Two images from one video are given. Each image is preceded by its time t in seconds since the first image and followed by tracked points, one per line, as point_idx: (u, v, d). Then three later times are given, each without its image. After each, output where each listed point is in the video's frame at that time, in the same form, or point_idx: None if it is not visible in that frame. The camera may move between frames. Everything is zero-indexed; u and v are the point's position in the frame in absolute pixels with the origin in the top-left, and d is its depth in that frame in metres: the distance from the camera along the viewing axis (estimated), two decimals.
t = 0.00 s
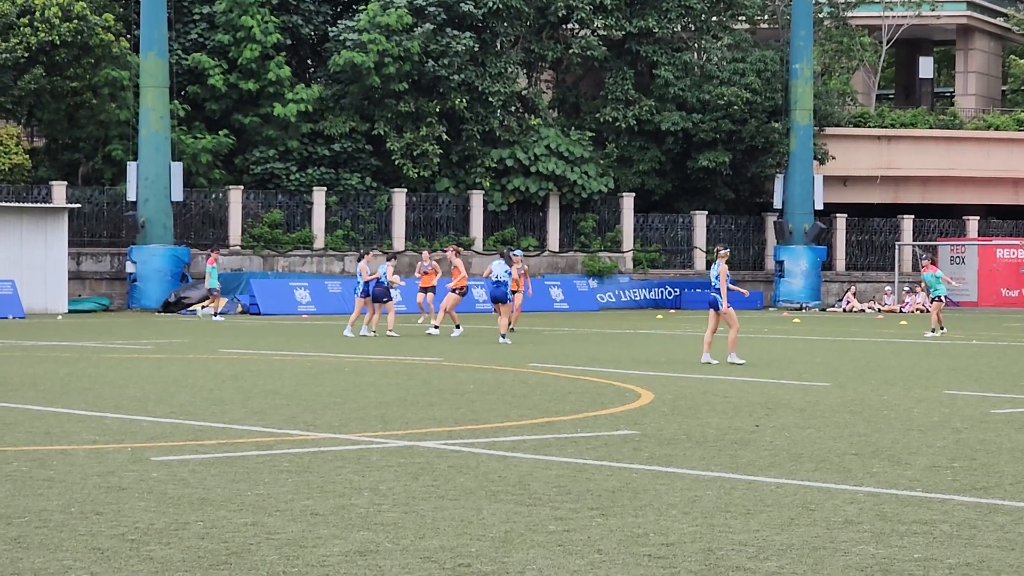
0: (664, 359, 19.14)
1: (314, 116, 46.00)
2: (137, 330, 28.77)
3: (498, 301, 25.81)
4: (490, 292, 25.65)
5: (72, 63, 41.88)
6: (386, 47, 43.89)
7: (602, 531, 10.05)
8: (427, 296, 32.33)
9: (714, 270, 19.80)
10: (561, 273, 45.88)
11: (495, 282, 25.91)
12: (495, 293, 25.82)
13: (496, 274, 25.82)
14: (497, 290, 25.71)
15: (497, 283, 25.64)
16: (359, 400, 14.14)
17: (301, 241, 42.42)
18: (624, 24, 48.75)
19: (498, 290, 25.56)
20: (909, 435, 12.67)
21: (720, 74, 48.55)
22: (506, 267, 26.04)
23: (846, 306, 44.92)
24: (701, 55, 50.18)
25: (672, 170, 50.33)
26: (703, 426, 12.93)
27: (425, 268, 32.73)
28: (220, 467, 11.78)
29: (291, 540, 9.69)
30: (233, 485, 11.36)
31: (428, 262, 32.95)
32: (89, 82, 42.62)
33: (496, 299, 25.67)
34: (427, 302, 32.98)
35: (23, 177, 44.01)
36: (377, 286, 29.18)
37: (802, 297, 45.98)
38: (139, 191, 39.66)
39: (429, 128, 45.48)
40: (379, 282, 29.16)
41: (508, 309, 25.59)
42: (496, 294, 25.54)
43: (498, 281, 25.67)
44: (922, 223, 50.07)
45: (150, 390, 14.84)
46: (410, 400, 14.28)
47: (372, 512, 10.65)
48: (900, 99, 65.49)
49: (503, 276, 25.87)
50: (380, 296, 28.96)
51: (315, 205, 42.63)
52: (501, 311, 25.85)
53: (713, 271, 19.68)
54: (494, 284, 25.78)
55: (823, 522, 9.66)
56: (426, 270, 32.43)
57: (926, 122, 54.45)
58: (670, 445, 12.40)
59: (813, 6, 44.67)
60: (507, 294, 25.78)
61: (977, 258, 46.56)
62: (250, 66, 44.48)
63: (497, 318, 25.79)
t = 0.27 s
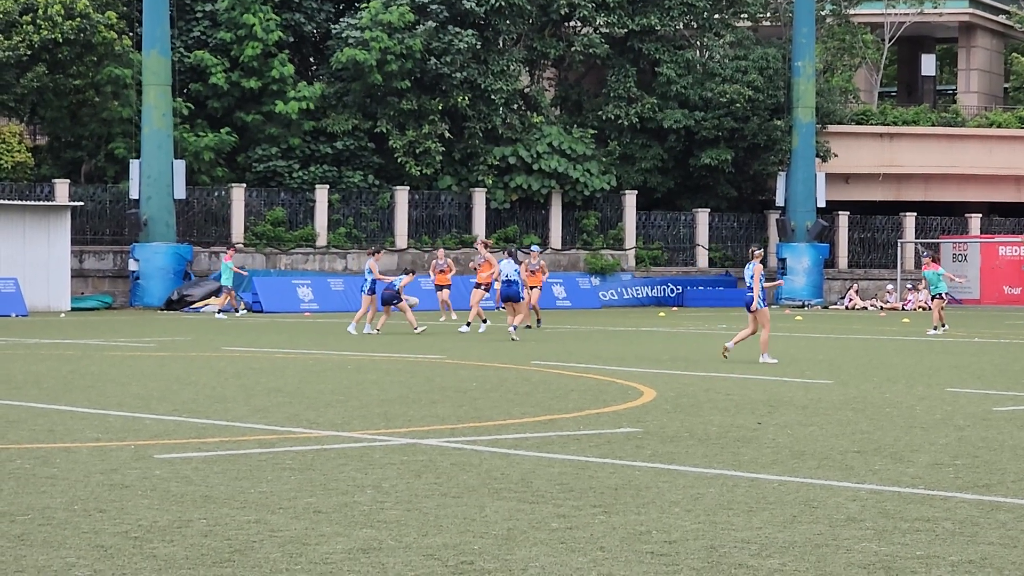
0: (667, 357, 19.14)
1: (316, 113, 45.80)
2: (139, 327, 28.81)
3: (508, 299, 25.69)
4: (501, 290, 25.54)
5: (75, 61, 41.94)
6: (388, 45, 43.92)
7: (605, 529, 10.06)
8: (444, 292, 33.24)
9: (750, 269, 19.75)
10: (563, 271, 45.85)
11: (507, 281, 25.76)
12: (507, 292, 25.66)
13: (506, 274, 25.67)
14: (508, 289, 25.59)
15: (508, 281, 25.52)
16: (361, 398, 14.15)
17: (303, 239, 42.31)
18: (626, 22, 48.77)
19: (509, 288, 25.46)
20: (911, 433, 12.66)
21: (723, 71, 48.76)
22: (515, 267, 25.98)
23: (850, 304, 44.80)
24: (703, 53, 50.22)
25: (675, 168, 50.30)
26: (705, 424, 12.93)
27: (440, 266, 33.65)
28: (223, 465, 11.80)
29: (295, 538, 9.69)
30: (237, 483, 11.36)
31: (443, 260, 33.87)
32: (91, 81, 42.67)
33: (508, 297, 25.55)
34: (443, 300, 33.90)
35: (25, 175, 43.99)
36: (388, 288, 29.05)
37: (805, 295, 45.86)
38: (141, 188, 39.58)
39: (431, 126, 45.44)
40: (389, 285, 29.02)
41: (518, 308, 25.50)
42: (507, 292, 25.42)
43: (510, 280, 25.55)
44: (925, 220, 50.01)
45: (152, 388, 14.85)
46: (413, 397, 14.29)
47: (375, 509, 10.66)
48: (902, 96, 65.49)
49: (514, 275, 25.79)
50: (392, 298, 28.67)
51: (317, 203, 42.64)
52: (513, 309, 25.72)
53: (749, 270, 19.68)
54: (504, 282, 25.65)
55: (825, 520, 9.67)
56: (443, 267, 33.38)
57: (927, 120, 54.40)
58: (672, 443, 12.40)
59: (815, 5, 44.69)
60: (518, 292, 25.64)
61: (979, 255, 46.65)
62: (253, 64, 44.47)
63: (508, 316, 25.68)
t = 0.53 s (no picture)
0: (669, 356, 19.12)
1: (317, 112, 45.60)
2: (140, 325, 28.83)
3: (514, 296, 25.47)
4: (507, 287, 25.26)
5: (77, 60, 42.14)
6: (390, 44, 43.87)
7: (607, 527, 10.05)
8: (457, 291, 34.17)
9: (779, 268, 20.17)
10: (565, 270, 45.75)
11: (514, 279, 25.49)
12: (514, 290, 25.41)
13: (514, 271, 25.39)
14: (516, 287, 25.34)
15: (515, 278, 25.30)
16: (362, 397, 14.15)
17: (304, 238, 42.21)
18: (627, 20, 48.73)
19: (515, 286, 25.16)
20: (913, 432, 12.64)
21: (724, 69, 48.65)
22: (523, 264, 25.75)
23: (851, 301, 44.73)
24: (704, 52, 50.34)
25: (676, 166, 50.32)
26: (706, 423, 12.91)
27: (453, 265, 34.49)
28: (225, 464, 11.80)
29: (296, 536, 9.69)
30: (238, 481, 11.36)
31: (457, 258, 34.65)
32: (94, 80, 42.81)
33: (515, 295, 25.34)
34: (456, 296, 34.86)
35: (26, 173, 44.00)
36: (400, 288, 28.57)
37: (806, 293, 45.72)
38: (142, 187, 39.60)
39: (433, 125, 45.38)
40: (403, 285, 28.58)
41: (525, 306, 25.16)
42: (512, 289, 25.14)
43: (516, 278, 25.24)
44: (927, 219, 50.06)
45: (153, 387, 14.85)
46: (414, 396, 14.28)
47: (376, 508, 10.66)
48: (905, 95, 65.71)
49: (521, 272, 25.55)
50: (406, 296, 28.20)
51: (319, 201, 42.53)
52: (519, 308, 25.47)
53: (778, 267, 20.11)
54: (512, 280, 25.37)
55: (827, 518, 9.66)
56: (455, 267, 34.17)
57: (929, 118, 54.33)
58: (674, 441, 12.38)
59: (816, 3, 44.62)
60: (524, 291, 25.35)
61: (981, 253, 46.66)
62: (253, 62, 44.55)
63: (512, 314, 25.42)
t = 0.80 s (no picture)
0: (673, 355, 18.91)
1: (315, 108, 45.66)
2: (136, 324, 28.63)
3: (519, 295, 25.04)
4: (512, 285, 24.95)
5: (70, 55, 41.75)
6: (388, 38, 43.68)
7: (609, 530, 9.86)
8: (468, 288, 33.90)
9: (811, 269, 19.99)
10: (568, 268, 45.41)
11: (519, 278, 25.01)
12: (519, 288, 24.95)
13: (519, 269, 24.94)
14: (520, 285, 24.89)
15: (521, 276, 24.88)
16: (361, 397, 13.95)
17: (302, 236, 42.09)
18: (630, 15, 48.71)
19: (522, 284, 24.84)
20: (921, 433, 12.44)
21: (730, 64, 48.25)
22: (530, 262, 25.24)
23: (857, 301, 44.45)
24: (710, 45, 50.01)
25: (682, 162, 49.95)
26: (711, 424, 12.70)
27: (464, 261, 34.03)
28: (222, 466, 11.60)
29: (296, 539, 9.50)
30: (235, 483, 11.18)
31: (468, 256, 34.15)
32: (86, 74, 42.37)
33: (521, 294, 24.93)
34: (466, 293, 34.56)
35: (19, 171, 43.79)
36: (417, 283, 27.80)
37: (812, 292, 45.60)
38: (138, 184, 39.40)
39: (432, 121, 45.28)
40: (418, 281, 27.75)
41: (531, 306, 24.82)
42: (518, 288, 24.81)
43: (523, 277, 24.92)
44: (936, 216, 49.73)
45: (147, 387, 14.65)
46: (413, 397, 14.09)
47: (376, 510, 10.47)
48: (911, 91, 65.33)
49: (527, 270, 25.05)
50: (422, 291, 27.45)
51: (317, 199, 42.33)
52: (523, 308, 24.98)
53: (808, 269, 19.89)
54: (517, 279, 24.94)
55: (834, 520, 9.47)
56: (466, 263, 33.66)
57: (938, 114, 54.10)
58: (678, 442, 12.17)
59: None
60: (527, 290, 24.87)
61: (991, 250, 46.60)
62: (250, 56, 44.38)
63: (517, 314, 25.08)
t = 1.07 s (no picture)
0: (686, 362, 17.65)
1: (293, 87, 42.53)
2: (116, 327, 27.27)
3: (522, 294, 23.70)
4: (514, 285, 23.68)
5: (21, 28, 38.51)
6: (374, 8, 41.15)
7: (621, 555, 8.68)
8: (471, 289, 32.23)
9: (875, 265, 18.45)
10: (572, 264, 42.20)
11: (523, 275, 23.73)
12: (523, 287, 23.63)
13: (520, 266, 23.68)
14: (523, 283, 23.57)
15: (523, 274, 23.63)
16: (345, 408, 12.75)
17: (279, 229, 39.18)
18: None
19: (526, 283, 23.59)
20: (967, 447, 11.21)
21: (753, 38, 44.77)
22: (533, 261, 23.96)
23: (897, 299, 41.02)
24: (732, 17, 46.18)
25: (699, 147, 46.47)
26: (733, 438, 11.49)
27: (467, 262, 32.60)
28: (190, 484, 10.41)
29: (269, 565, 8.32)
30: (203, 503, 9.99)
31: (472, 255, 32.71)
32: (39, 50, 39.07)
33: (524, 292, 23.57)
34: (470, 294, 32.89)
35: None
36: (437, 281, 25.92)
37: (845, 292, 41.87)
38: (96, 171, 36.51)
39: (424, 101, 42.22)
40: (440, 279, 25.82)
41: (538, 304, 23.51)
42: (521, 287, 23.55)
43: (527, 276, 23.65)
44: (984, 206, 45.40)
45: (112, 397, 13.44)
46: (402, 407, 12.89)
47: (360, 533, 9.29)
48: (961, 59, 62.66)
49: (530, 268, 23.76)
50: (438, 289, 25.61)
51: (295, 186, 39.47)
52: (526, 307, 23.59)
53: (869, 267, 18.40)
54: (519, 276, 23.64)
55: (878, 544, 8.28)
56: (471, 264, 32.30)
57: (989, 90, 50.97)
58: (696, 458, 10.98)
59: None
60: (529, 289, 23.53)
61: None
62: (221, 29, 41.29)
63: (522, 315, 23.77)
